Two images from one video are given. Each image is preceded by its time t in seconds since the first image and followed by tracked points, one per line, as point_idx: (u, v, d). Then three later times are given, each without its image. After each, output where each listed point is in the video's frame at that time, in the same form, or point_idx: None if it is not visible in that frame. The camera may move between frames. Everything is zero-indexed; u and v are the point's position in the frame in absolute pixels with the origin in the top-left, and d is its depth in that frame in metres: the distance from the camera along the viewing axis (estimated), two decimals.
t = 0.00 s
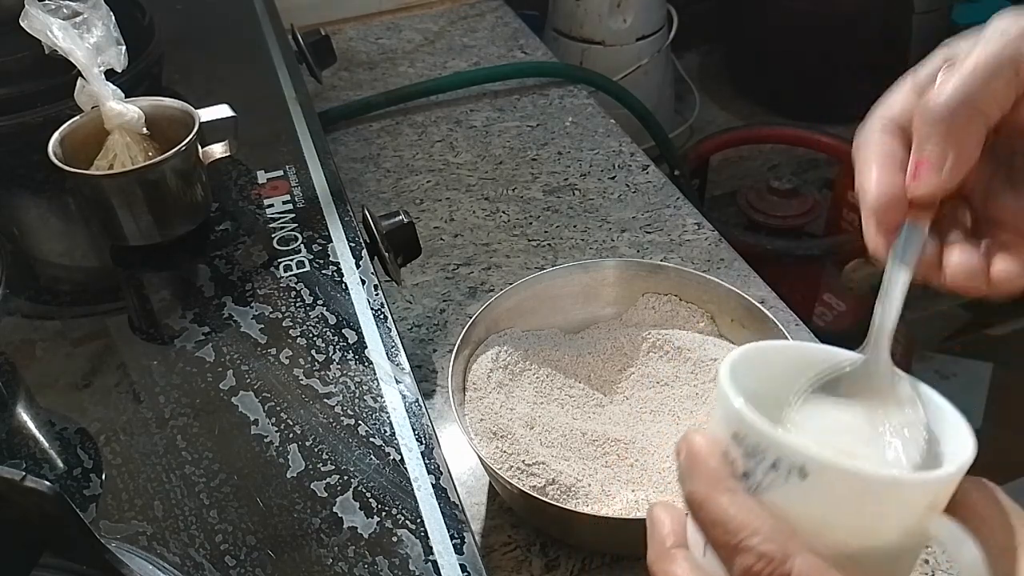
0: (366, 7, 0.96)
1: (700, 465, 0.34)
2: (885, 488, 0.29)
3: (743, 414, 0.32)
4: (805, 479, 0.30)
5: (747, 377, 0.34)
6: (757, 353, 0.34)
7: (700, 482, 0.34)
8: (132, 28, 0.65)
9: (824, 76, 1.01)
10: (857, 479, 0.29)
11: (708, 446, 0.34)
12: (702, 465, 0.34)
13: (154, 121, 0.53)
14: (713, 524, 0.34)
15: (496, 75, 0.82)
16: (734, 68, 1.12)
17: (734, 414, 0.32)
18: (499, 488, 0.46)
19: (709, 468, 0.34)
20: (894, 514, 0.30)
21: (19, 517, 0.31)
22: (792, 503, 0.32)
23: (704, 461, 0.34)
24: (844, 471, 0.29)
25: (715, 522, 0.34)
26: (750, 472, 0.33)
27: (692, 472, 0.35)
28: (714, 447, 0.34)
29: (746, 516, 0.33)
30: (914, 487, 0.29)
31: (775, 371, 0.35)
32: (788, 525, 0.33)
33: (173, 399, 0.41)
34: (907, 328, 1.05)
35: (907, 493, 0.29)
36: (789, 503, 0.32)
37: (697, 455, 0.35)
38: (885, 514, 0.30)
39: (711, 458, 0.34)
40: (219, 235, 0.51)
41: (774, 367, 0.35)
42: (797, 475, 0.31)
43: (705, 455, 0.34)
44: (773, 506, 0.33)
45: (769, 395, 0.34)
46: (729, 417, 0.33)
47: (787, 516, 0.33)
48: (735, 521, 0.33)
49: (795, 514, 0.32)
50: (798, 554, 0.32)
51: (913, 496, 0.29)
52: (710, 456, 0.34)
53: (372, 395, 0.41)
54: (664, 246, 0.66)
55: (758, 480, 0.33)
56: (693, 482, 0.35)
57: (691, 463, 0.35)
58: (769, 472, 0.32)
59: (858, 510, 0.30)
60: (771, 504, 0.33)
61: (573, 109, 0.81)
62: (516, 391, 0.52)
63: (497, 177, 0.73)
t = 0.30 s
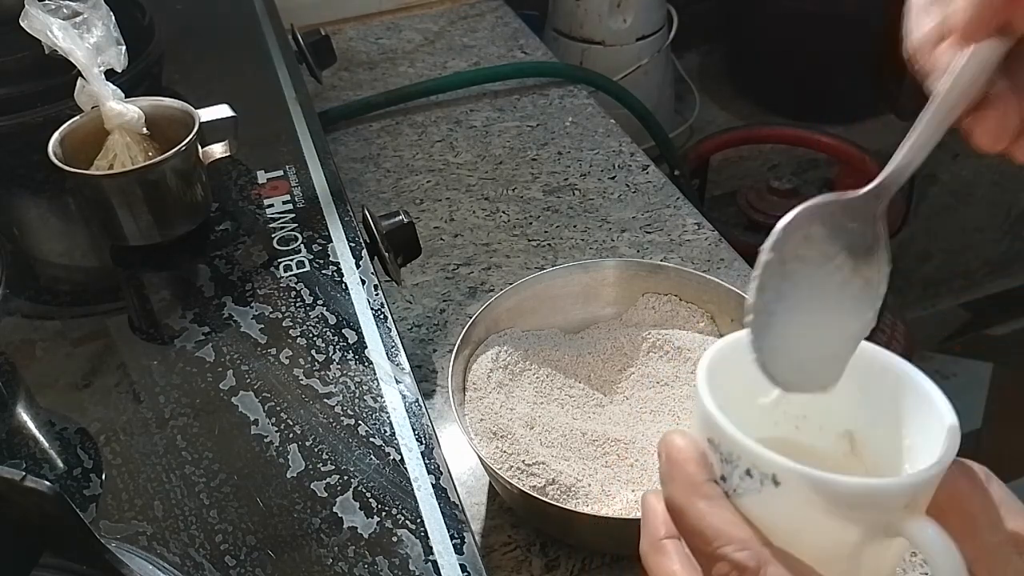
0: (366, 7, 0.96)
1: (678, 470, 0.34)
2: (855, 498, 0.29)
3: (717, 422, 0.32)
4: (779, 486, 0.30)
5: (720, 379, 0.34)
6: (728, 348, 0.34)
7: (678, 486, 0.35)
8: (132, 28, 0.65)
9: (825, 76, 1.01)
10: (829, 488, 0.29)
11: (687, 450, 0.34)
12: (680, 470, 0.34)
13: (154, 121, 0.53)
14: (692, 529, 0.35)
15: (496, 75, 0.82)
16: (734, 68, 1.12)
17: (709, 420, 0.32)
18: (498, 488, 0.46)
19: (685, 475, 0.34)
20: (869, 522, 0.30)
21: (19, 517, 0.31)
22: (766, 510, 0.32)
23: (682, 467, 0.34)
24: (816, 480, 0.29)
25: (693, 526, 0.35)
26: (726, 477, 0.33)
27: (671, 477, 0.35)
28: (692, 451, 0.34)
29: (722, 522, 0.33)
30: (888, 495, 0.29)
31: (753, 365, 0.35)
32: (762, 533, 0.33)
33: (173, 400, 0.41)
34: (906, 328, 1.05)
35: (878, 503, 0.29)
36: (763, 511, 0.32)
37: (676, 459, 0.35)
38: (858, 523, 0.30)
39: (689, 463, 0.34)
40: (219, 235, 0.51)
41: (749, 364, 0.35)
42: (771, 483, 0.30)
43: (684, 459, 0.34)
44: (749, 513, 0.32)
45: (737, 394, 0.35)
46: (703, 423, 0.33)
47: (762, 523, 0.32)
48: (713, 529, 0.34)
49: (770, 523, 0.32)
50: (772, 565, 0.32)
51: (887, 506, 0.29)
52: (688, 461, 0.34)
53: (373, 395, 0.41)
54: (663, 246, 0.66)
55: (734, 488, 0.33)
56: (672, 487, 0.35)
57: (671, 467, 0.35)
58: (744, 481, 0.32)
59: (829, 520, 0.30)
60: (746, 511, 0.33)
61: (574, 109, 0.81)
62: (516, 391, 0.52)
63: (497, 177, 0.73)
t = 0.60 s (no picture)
0: (366, 7, 0.96)
1: (687, 473, 0.34)
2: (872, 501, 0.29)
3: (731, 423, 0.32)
4: (793, 491, 0.30)
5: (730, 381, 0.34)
6: (737, 351, 0.35)
7: (688, 490, 0.34)
8: (133, 28, 0.65)
9: (825, 76, 1.01)
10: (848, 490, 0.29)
11: (696, 453, 0.34)
12: (690, 474, 0.34)
13: (154, 121, 0.53)
14: (703, 532, 0.34)
15: (496, 75, 0.82)
16: (734, 67, 1.12)
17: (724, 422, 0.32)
18: (498, 488, 0.46)
19: (695, 477, 0.34)
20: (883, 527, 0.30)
21: (19, 517, 0.31)
22: (780, 515, 0.32)
23: (691, 469, 0.34)
24: (831, 485, 0.29)
25: (704, 529, 0.34)
26: (739, 482, 0.33)
27: (680, 480, 0.35)
28: (702, 453, 0.34)
29: (734, 526, 0.33)
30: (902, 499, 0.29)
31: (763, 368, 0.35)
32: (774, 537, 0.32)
33: (173, 399, 0.41)
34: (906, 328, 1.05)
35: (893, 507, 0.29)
36: (777, 514, 0.32)
37: (684, 463, 0.34)
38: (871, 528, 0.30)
39: (699, 466, 0.34)
40: (219, 235, 0.51)
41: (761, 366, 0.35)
42: (785, 488, 0.30)
43: (694, 462, 0.34)
44: (762, 517, 0.32)
45: (747, 396, 0.35)
46: (716, 425, 0.33)
47: (775, 526, 0.32)
48: (724, 535, 0.33)
49: (783, 526, 0.32)
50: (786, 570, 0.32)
51: (901, 510, 0.29)
52: (698, 464, 0.34)
53: (373, 395, 0.41)
54: (663, 247, 0.66)
55: (747, 490, 0.32)
56: (681, 490, 0.35)
57: (680, 470, 0.35)
58: (759, 484, 0.32)
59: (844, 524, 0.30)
60: (759, 514, 0.33)
61: (574, 109, 0.81)
62: (516, 391, 0.52)
63: (497, 177, 0.73)
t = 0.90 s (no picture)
0: (366, 7, 0.96)
1: (739, 451, 0.34)
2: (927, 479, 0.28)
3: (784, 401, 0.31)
4: (853, 467, 0.30)
5: (787, 361, 0.33)
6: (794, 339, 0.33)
7: (739, 467, 0.34)
8: (132, 28, 0.65)
9: (825, 76, 1.01)
10: (904, 468, 0.28)
11: (747, 431, 0.34)
12: (742, 451, 0.34)
13: (154, 121, 0.53)
14: (756, 510, 0.34)
15: (496, 75, 0.82)
16: (734, 67, 1.12)
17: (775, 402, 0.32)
18: (499, 488, 0.46)
19: (747, 454, 0.34)
20: (944, 505, 0.29)
21: (19, 517, 0.31)
22: (838, 492, 0.31)
23: (744, 446, 0.34)
24: (894, 461, 0.29)
25: (756, 507, 0.34)
26: (794, 459, 0.32)
27: (732, 458, 0.34)
28: (753, 432, 0.34)
29: (789, 504, 0.33)
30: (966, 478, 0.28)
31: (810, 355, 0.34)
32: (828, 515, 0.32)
33: (173, 399, 0.41)
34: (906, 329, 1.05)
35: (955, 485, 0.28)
36: (832, 492, 0.32)
37: (737, 441, 0.34)
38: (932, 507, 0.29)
39: (751, 443, 0.34)
40: (219, 235, 0.51)
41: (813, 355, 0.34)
42: (844, 464, 0.30)
43: (746, 440, 0.34)
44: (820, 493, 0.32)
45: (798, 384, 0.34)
46: (768, 404, 0.32)
47: (832, 502, 0.32)
48: (778, 510, 0.33)
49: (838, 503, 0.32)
50: (843, 547, 0.32)
51: (960, 489, 0.29)
52: (750, 442, 0.34)
53: (372, 395, 0.41)
54: (664, 246, 0.66)
55: (801, 468, 0.32)
56: (732, 468, 0.34)
57: (731, 448, 0.34)
58: (813, 461, 0.32)
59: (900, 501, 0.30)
60: (815, 490, 0.32)
61: (574, 109, 0.81)
62: (516, 391, 0.52)
63: (498, 177, 0.73)
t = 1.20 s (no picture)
0: (366, 7, 0.96)
1: (739, 489, 0.33)
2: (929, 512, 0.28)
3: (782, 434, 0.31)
4: (853, 505, 0.30)
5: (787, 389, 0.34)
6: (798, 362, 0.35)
7: (740, 505, 0.33)
8: (132, 28, 0.65)
9: (825, 76, 1.01)
10: (904, 505, 0.28)
11: (747, 467, 0.33)
12: (743, 489, 0.33)
13: (154, 121, 0.53)
14: (759, 549, 0.33)
15: (496, 75, 0.82)
16: (734, 67, 1.12)
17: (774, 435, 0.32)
18: (499, 488, 0.46)
19: (748, 493, 0.33)
20: (945, 542, 0.29)
21: (19, 517, 0.31)
22: (837, 531, 0.31)
23: (745, 485, 0.33)
24: (894, 498, 0.29)
25: (760, 546, 0.33)
26: (794, 495, 0.32)
27: (733, 495, 0.33)
28: (754, 467, 0.33)
29: (790, 543, 0.32)
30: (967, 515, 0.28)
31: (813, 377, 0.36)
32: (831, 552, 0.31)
33: (173, 399, 0.41)
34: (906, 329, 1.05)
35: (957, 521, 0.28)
36: (831, 530, 0.31)
37: (737, 477, 0.33)
38: (933, 544, 0.29)
39: (751, 481, 0.33)
40: (219, 235, 0.51)
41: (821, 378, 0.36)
42: (843, 502, 0.30)
43: (746, 477, 0.33)
44: (819, 532, 0.31)
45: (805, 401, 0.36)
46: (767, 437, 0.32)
47: (831, 541, 0.31)
48: (778, 550, 0.32)
49: (839, 540, 0.31)
50: None
51: (961, 525, 0.29)
52: (751, 479, 0.33)
53: (373, 395, 0.41)
54: (664, 247, 0.66)
55: (801, 505, 0.32)
56: (734, 505, 0.33)
57: (731, 484, 0.33)
58: (813, 498, 0.31)
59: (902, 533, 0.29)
60: (815, 530, 0.32)
61: (574, 109, 0.81)
62: (516, 391, 0.52)
63: (497, 177, 0.73)
